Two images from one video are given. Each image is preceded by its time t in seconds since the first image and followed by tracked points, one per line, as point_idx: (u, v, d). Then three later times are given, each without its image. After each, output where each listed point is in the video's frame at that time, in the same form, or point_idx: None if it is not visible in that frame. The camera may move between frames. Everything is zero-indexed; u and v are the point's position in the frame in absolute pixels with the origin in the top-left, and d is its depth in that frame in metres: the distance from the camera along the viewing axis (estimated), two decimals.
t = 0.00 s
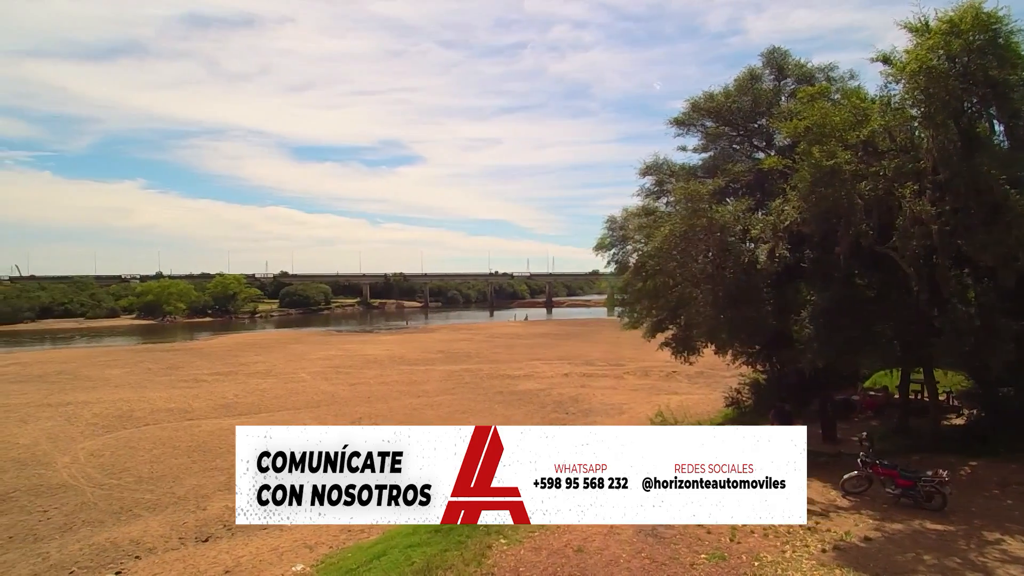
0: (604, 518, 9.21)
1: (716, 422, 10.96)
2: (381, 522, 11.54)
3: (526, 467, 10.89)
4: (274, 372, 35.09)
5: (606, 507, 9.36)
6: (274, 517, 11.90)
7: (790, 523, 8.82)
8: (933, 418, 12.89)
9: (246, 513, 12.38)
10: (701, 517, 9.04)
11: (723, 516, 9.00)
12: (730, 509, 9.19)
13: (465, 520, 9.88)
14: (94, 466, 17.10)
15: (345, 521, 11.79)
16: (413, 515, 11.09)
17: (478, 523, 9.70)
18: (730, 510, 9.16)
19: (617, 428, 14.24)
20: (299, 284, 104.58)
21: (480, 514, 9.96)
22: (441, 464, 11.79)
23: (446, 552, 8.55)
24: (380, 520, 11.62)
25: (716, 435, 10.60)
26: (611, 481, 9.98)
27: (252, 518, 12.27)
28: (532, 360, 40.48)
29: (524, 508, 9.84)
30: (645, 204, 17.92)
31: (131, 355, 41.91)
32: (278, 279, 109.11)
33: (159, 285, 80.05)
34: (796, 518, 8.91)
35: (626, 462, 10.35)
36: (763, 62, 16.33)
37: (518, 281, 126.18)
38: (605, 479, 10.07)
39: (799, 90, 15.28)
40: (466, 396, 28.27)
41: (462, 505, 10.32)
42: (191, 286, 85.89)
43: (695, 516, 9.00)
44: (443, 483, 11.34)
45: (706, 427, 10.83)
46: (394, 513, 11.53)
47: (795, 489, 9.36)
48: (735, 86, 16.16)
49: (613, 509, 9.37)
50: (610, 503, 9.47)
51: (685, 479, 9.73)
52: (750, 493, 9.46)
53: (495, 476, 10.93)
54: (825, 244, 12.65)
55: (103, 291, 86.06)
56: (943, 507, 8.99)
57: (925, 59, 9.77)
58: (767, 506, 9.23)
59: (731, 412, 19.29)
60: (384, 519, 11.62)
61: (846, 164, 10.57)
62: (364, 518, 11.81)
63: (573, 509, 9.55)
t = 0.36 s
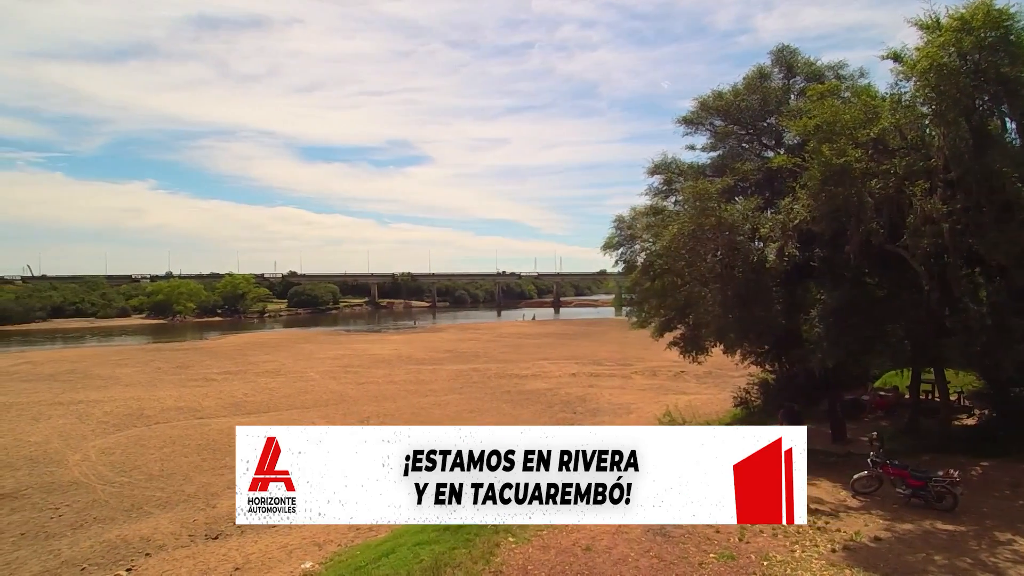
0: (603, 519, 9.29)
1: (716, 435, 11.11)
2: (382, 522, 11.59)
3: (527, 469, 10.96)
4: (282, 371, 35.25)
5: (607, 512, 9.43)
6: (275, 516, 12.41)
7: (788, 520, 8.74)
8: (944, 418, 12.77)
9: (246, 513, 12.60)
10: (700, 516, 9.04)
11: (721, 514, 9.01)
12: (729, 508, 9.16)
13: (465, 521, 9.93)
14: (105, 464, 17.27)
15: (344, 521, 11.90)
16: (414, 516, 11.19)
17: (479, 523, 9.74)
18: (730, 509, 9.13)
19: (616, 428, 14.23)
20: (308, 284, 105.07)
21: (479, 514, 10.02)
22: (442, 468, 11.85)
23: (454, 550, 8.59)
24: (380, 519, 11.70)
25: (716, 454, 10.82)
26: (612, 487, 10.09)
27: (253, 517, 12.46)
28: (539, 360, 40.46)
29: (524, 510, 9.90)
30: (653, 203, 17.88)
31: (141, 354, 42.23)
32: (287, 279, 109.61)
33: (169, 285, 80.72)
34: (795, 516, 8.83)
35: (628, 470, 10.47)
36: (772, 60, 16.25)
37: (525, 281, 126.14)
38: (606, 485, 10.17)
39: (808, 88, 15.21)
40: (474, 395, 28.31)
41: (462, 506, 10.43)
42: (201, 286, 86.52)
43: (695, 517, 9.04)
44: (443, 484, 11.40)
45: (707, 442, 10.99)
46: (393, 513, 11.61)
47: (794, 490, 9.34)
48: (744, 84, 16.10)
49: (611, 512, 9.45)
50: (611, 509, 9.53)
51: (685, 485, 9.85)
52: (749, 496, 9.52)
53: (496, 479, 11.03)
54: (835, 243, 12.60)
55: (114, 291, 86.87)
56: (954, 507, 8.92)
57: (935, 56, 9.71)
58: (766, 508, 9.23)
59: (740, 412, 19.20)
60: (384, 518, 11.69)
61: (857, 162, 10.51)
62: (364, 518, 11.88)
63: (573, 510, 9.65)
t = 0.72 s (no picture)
0: (602, 517, 9.29)
1: (717, 435, 11.37)
2: (381, 522, 11.56)
3: (529, 470, 10.96)
4: (289, 370, 35.37)
5: (607, 510, 9.43)
6: (275, 517, 12.43)
7: (788, 521, 8.66)
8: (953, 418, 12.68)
9: (246, 513, 12.67)
10: (699, 517, 8.94)
11: (720, 512, 8.93)
12: (729, 508, 9.05)
13: (465, 520, 9.90)
14: (114, 462, 17.42)
15: (344, 521, 11.91)
16: (415, 516, 11.22)
17: (478, 523, 9.71)
18: (730, 509, 9.01)
19: (619, 429, 14.16)
20: (315, 284, 105.46)
21: (480, 514, 10.00)
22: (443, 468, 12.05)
23: (461, 548, 8.61)
24: (379, 519, 11.67)
25: (715, 454, 10.95)
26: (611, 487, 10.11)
27: (252, 517, 12.50)
28: (546, 359, 40.43)
29: (523, 510, 9.83)
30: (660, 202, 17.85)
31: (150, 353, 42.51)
32: (294, 279, 110.01)
33: (178, 285, 81.25)
34: (795, 516, 8.76)
35: (630, 472, 10.53)
36: (780, 58, 16.17)
37: (532, 281, 126.15)
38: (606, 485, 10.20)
39: (817, 86, 15.13)
40: (480, 394, 28.34)
41: (461, 506, 10.44)
42: (209, 286, 86.99)
43: (695, 517, 8.93)
44: (444, 485, 11.47)
45: (706, 442, 11.16)
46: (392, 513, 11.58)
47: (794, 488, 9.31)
48: (751, 82, 16.03)
49: (610, 510, 9.46)
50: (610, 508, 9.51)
51: (685, 485, 9.85)
52: (749, 496, 9.46)
53: (498, 480, 11.01)
54: (843, 241, 12.54)
55: (123, 290, 87.51)
56: (964, 507, 8.85)
57: (944, 53, 9.68)
58: (767, 508, 9.16)
59: (748, 412, 19.09)
60: (384, 518, 11.65)
61: (865, 159, 10.47)
62: (364, 518, 11.86)
63: (573, 509, 9.60)
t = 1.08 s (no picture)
0: (601, 517, 9.27)
1: (718, 436, 11.40)
2: (380, 522, 11.55)
3: (530, 470, 11.00)
4: (295, 369, 35.51)
5: (607, 510, 9.37)
6: (275, 517, 12.41)
7: (787, 521, 8.59)
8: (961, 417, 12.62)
9: (246, 513, 12.67)
10: (699, 516, 8.88)
11: (720, 511, 8.89)
12: (729, 508, 8.99)
13: (465, 520, 9.94)
14: (122, 461, 17.54)
15: (344, 521, 11.89)
16: (416, 516, 11.30)
17: (478, 522, 9.73)
18: (730, 510, 8.92)
19: (620, 429, 14.16)
20: (321, 284, 105.75)
21: (480, 514, 10.04)
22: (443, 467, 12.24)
23: (467, 546, 8.64)
24: (378, 519, 11.66)
25: (716, 454, 10.99)
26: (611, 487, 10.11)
27: (252, 517, 12.48)
28: (552, 359, 40.40)
29: (522, 509, 9.82)
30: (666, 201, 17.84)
31: (157, 352, 42.76)
32: (301, 279, 110.38)
33: (185, 285, 81.66)
34: (795, 515, 8.70)
35: (631, 472, 10.58)
36: (786, 56, 16.12)
37: (537, 281, 126.15)
38: (606, 485, 10.22)
39: (823, 84, 15.09)
40: (486, 394, 28.37)
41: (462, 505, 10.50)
42: (216, 286, 87.35)
43: (695, 517, 8.86)
44: (444, 485, 11.58)
45: (706, 442, 11.21)
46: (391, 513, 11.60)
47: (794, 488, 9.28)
48: (758, 80, 15.98)
49: (610, 509, 9.46)
50: (609, 510, 9.44)
51: (685, 485, 9.81)
52: (749, 496, 9.41)
53: (498, 480, 11.03)
54: (851, 240, 12.48)
55: (131, 290, 87.98)
56: (972, 506, 8.82)
57: (953, 50, 9.64)
58: (767, 508, 9.10)
59: (754, 411, 19.03)
60: (384, 518, 11.63)
61: (873, 157, 10.42)
62: (364, 517, 11.85)
63: (573, 509, 9.54)
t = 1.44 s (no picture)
0: (600, 516, 9.26)
1: (719, 438, 11.44)
2: (380, 522, 11.49)
3: (530, 471, 10.99)
4: (300, 369, 35.62)
5: (607, 510, 9.32)
6: (275, 517, 12.42)
7: (787, 521, 8.54)
8: (968, 417, 12.53)
9: (246, 513, 12.70)
10: (698, 515, 8.85)
11: (720, 511, 8.86)
12: (729, 508, 8.93)
13: (464, 521, 9.97)
14: (127, 460, 17.64)
15: (344, 521, 11.86)
16: (417, 516, 11.32)
17: (477, 522, 9.74)
18: (730, 509, 8.89)
19: (619, 429, 14.16)
20: (326, 284, 106.01)
21: (479, 514, 10.05)
22: (443, 468, 12.28)
23: (472, 543, 8.67)
24: (377, 519, 11.65)
25: (715, 454, 10.98)
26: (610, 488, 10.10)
27: (252, 517, 12.56)
28: (556, 359, 40.38)
29: (522, 509, 9.81)
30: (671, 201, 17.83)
31: (163, 352, 42.97)
32: (305, 279, 110.73)
33: (190, 285, 81.99)
34: (795, 515, 8.66)
35: (631, 473, 10.56)
36: (791, 55, 16.06)
37: (542, 281, 126.19)
38: (606, 485, 10.22)
39: (828, 84, 15.04)
40: (490, 394, 28.39)
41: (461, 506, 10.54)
42: (221, 286, 87.65)
43: (695, 517, 8.80)
44: (444, 485, 11.62)
45: (707, 443, 11.23)
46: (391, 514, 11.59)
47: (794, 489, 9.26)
48: (763, 79, 15.94)
49: (609, 509, 9.44)
50: (609, 510, 9.40)
51: (685, 485, 9.79)
52: (749, 496, 9.37)
53: (498, 480, 11.06)
54: (856, 239, 12.43)
55: (136, 290, 88.40)
56: (978, 506, 8.79)
57: (958, 48, 9.61)
58: (767, 508, 9.06)
59: (759, 411, 18.98)
60: (383, 518, 11.62)
61: (878, 155, 10.41)
62: (364, 518, 11.81)
63: (573, 509, 9.49)
